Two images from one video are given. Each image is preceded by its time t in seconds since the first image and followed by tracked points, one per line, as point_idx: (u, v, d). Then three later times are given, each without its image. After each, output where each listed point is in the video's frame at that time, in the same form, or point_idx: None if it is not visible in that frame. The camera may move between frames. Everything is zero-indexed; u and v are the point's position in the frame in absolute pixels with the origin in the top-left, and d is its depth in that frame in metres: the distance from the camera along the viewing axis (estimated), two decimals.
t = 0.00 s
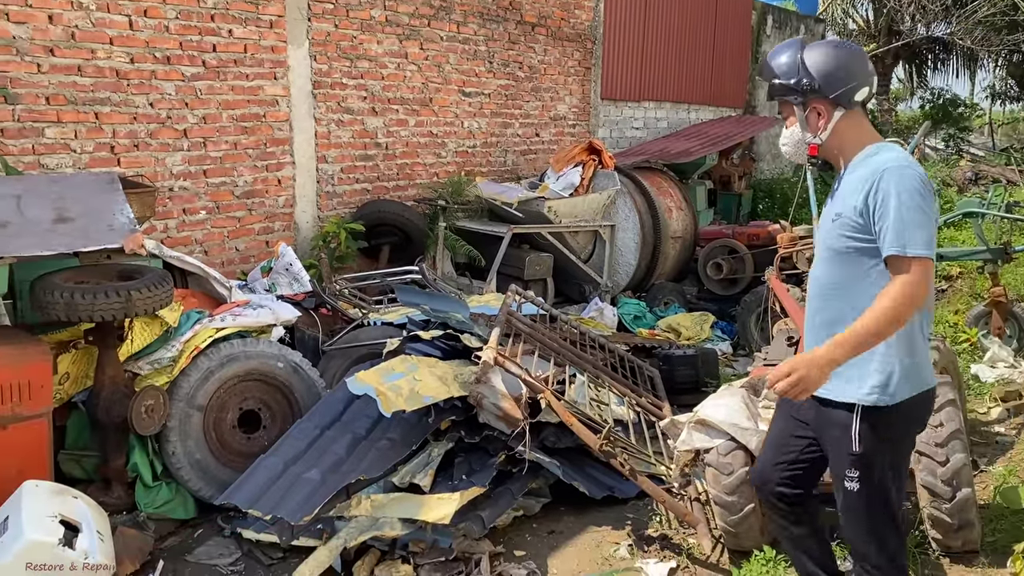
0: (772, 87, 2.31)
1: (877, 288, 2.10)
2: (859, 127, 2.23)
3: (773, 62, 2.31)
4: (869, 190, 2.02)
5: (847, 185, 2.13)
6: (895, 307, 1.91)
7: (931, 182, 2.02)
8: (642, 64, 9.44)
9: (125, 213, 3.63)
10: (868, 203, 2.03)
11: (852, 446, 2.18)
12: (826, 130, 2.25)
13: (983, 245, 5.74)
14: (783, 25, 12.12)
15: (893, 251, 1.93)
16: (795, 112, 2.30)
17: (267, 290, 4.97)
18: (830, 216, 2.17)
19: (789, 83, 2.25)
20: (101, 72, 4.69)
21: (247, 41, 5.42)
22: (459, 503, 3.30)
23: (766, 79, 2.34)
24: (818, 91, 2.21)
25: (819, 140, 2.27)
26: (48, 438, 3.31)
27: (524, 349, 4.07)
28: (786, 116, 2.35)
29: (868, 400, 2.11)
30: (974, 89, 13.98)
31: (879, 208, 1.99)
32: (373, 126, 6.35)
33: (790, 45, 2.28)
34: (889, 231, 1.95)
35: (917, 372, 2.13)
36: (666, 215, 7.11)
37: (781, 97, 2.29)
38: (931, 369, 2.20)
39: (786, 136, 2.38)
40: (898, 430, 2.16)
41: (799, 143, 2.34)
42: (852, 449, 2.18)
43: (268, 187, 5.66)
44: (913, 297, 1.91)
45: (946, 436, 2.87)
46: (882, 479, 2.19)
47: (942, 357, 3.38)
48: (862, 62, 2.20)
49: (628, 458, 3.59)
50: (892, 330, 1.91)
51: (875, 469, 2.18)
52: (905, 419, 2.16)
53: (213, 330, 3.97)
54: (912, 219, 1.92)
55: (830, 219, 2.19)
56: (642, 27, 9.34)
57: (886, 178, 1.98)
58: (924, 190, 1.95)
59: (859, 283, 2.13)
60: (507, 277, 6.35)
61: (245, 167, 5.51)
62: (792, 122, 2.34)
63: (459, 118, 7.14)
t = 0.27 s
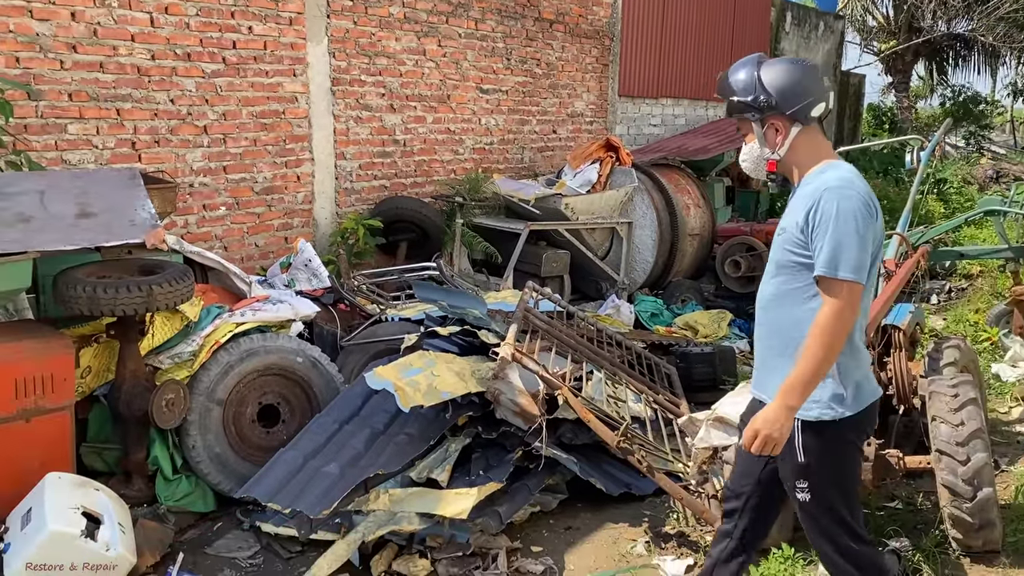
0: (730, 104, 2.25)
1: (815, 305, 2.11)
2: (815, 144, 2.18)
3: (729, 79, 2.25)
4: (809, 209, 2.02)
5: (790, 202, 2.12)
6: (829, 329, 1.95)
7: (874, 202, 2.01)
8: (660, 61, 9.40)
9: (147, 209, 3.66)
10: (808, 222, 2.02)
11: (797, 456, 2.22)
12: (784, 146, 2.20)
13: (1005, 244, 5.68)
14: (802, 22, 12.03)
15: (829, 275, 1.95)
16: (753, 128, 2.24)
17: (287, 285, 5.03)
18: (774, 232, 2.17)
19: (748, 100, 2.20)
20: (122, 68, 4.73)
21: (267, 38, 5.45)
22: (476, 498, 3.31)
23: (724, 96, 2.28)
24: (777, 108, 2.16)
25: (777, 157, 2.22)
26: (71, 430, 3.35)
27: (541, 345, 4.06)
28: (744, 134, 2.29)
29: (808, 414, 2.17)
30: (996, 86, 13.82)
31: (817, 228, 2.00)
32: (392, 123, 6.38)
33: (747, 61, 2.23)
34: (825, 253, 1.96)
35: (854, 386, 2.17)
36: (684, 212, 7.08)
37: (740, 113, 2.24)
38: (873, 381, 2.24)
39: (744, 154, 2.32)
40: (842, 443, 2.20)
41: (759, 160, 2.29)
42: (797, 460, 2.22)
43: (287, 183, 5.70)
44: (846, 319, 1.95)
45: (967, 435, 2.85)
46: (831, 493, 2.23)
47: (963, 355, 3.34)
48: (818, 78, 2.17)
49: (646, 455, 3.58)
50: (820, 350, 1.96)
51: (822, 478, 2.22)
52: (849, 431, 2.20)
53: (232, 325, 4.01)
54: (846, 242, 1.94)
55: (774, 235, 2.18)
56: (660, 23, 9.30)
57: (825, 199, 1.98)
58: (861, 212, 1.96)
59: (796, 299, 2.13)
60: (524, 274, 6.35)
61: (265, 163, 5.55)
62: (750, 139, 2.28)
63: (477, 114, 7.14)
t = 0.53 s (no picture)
0: (658, 143, 2.23)
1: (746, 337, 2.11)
2: (741, 178, 2.18)
3: (655, 120, 2.24)
4: (733, 243, 2.02)
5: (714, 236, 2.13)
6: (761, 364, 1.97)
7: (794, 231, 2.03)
8: (680, 58, 9.35)
9: (169, 205, 3.68)
10: (733, 257, 2.03)
11: (696, 477, 2.18)
12: (714, 181, 2.19)
13: None
14: (825, 19, 11.92)
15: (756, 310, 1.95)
16: (682, 166, 2.22)
17: (307, 282, 5.05)
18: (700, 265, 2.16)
19: (674, 138, 2.19)
20: (146, 66, 4.78)
21: (289, 36, 5.48)
22: (497, 495, 3.32)
23: (651, 136, 2.27)
24: (704, 144, 2.15)
25: (706, 192, 2.21)
26: (93, 425, 3.39)
27: (561, 343, 4.06)
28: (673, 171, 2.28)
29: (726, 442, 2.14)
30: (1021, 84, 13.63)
31: (741, 265, 2.01)
32: (412, 121, 6.39)
33: (670, 100, 2.22)
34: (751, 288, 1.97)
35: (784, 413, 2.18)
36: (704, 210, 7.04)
37: (667, 152, 2.22)
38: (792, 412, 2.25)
39: (674, 191, 2.30)
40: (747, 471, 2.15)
41: (690, 197, 2.27)
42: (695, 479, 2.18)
43: (308, 181, 5.72)
44: (775, 353, 1.97)
45: (992, 437, 2.82)
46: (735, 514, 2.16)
47: (988, 356, 3.30)
48: (741, 113, 2.18)
49: (666, 453, 3.57)
50: (760, 384, 1.97)
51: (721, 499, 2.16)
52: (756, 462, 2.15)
53: (254, 320, 4.03)
54: (772, 277, 1.95)
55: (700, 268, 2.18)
56: (681, 20, 9.25)
57: (750, 234, 1.99)
58: (781, 245, 1.97)
59: (725, 335, 2.13)
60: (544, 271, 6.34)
61: (286, 160, 5.58)
62: (679, 177, 2.27)
63: (496, 112, 7.14)
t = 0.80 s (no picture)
0: (598, 146, 2.24)
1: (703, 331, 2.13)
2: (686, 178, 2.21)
3: (594, 125, 2.27)
4: (686, 238, 2.04)
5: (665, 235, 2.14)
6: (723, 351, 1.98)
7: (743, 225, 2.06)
8: (704, 56, 9.29)
9: (196, 203, 3.73)
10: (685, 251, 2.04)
11: (640, 452, 2.21)
12: (656, 183, 2.20)
13: None
14: (851, 17, 11.80)
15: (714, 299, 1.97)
16: (624, 168, 2.24)
17: (331, 280, 5.03)
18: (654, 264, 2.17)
19: (615, 142, 2.20)
20: (172, 65, 4.83)
21: (314, 35, 5.51)
22: (519, 493, 3.33)
23: (591, 141, 2.28)
24: (642, 145, 2.17)
25: (649, 193, 2.22)
26: (120, 419, 3.43)
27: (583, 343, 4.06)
28: (614, 174, 2.28)
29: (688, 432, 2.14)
30: None
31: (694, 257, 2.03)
32: (435, 119, 6.41)
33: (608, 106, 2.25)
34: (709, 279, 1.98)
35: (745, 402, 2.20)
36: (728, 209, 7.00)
37: (608, 155, 2.23)
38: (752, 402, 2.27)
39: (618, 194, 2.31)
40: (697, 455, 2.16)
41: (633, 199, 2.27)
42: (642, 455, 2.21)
43: (332, 179, 5.76)
44: (736, 341, 1.98)
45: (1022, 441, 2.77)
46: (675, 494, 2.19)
47: (1018, 359, 3.24)
48: (677, 116, 2.21)
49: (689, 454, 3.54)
50: (721, 370, 1.99)
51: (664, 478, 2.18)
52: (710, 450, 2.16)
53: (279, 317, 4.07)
54: (726, 267, 1.97)
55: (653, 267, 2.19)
56: (705, 18, 9.20)
57: (702, 228, 2.01)
58: (733, 237, 2.00)
59: (680, 329, 2.14)
60: (566, 270, 6.32)
61: (311, 159, 5.62)
62: (621, 180, 2.27)
63: (519, 111, 7.14)
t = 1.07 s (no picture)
0: (549, 142, 2.25)
1: (636, 348, 2.20)
2: (629, 188, 2.23)
3: (551, 119, 2.26)
4: (621, 257, 2.10)
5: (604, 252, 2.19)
6: (657, 368, 2.05)
7: (677, 241, 2.12)
8: (731, 55, 9.22)
9: (226, 201, 3.77)
10: (622, 268, 2.10)
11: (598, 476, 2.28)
12: (598, 189, 2.23)
13: None
14: (880, 15, 11.65)
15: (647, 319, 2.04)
16: (571, 168, 2.25)
17: (357, 278, 5.06)
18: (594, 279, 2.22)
19: (564, 142, 2.21)
20: (202, 64, 4.88)
21: (341, 35, 5.54)
22: (546, 493, 3.31)
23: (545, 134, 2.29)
24: (589, 153, 2.18)
25: (589, 198, 2.25)
26: (151, 415, 3.47)
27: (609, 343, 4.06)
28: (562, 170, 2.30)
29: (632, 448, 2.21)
30: None
31: (628, 278, 2.09)
32: (460, 119, 6.42)
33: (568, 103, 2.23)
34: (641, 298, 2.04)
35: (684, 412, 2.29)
36: (755, 209, 6.94)
37: (558, 153, 2.24)
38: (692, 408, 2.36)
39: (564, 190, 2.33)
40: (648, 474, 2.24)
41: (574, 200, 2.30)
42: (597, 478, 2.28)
43: (358, 178, 5.79)
44: (667, 357, 2.05)
45: None
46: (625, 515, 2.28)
47: None
48: (632, 127, 2.20)
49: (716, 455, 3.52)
50: (655, 388, 2.06)
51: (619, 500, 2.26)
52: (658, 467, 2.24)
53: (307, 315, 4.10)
54: (658, 286, 2.03)
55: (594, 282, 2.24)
56: (732, 17, 9.13)
57: (635, 248, 2.06)
58: (665, 255, 2.06)
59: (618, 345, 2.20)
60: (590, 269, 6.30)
61: (338, 158, 5.66)
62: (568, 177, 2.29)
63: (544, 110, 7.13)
